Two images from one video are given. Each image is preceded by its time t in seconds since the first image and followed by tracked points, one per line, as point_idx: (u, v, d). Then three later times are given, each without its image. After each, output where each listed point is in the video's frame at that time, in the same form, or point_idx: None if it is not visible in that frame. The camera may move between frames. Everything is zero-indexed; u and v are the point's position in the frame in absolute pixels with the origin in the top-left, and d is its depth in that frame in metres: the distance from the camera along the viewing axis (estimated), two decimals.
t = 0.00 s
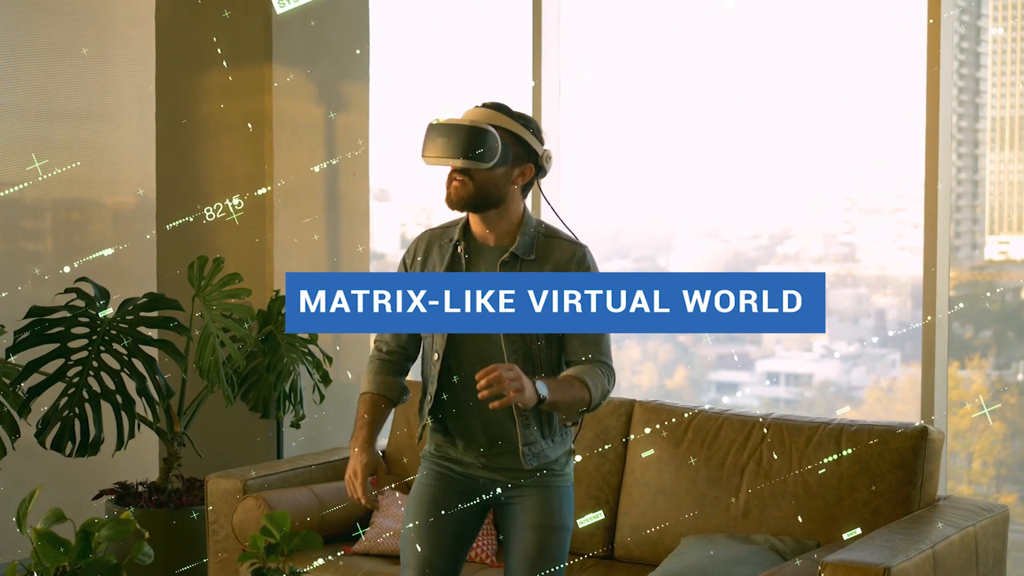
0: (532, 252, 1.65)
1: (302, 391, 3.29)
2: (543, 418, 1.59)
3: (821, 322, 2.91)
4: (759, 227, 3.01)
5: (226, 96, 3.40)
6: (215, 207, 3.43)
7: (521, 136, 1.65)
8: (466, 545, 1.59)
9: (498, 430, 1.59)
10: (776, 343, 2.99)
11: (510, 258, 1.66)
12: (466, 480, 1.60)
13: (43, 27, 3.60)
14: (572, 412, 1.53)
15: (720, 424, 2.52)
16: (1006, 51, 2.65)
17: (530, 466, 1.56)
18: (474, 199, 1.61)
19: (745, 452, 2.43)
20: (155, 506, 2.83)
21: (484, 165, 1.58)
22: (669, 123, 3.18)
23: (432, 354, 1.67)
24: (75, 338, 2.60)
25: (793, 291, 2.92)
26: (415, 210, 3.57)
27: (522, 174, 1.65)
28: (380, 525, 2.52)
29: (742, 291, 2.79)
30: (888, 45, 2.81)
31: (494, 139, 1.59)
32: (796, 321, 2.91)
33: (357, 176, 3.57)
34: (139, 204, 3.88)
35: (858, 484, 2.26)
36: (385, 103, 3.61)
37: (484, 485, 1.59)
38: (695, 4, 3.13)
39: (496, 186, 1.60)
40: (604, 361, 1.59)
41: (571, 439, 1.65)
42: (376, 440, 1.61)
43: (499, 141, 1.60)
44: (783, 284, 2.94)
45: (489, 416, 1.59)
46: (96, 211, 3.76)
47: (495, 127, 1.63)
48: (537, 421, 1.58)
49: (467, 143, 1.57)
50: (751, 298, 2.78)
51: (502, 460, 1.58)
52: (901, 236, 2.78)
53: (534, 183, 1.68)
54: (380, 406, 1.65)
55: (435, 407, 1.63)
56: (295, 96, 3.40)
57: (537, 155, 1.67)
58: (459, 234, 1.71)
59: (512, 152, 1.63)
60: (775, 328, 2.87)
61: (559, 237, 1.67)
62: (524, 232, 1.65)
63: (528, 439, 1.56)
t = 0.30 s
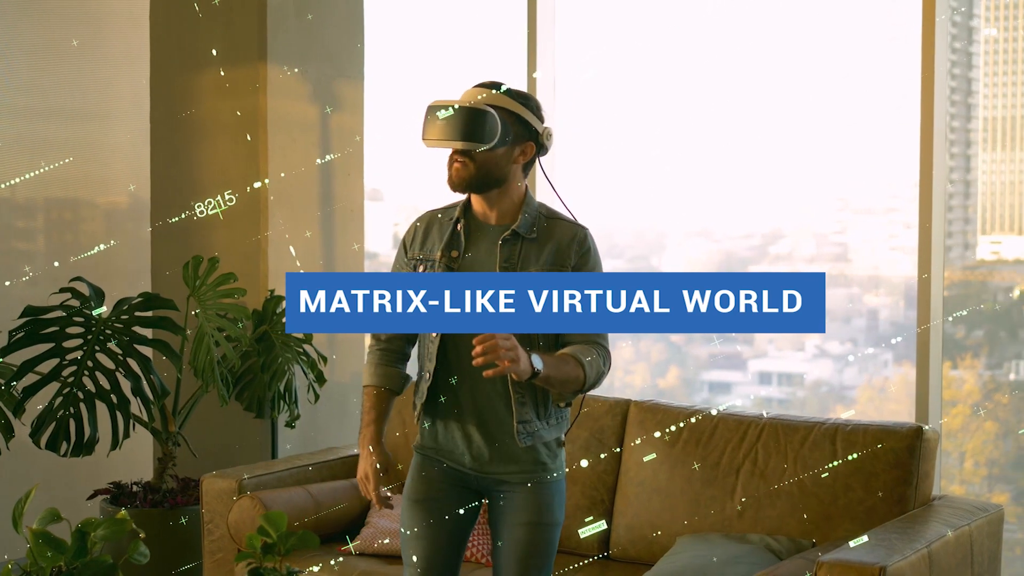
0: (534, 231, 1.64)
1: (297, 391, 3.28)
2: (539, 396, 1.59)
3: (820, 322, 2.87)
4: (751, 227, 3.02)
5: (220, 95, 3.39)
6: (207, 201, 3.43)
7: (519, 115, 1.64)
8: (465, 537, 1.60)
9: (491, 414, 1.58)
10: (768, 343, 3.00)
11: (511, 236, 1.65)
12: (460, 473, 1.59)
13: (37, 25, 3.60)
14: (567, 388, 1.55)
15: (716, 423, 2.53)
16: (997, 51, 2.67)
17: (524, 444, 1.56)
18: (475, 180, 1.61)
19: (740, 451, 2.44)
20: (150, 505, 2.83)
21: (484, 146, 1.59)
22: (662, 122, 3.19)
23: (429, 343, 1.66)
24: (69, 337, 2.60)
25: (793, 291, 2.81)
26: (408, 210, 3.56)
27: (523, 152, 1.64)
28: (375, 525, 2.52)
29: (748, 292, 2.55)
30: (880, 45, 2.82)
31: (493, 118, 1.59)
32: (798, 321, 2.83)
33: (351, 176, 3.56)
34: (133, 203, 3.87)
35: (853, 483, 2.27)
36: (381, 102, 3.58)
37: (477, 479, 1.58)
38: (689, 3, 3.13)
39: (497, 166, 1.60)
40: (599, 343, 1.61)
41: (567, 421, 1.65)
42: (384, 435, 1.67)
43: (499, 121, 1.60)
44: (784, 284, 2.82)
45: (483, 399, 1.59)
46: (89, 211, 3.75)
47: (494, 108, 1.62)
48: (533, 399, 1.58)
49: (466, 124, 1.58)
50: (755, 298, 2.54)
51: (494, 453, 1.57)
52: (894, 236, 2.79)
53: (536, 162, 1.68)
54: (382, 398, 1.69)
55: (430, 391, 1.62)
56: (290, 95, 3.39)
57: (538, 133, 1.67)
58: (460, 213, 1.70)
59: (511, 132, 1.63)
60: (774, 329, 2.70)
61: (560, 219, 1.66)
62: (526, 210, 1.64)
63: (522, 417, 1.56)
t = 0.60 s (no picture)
0: (534, 217, 1.63)
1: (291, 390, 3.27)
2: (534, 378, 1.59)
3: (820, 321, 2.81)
4: (742, 226, 3.01)
5: (215, 95, 3.39)
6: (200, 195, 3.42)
7: (517, 104, 1.62)
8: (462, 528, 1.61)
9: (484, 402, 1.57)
10: (760, 343, 3.00)
11: (511, 222, 1.63)
12: (453, 466, 1.59)
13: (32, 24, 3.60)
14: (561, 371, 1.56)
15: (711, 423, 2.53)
16: (989, 51, 2.69)
17: (517, 428, 1.55)
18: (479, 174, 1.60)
19: (736, 450, 2.45)
20: (145, 505, 2.82)
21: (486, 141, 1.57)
22: (655, 121, 3.19)
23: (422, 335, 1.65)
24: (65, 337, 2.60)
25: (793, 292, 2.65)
26: (400, 209, 3.53)
27: (524, 139, 1.63)
28: (371, 525, 2.53)
29: (748, 292, 2.51)
30: (872, 45, 2.83)
31: (493, 114, 1.58)
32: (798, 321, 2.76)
33: (346, 175, 3.55)
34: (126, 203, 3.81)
35: (848, 482, 2.28)
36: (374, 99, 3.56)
37: (470, 473, 1.58)
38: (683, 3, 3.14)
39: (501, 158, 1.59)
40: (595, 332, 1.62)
41: (559, 409, 1.65)
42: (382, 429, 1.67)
43: (498, 116, 1.58)
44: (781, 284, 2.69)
45: (476, 386, 1.58)
46: (82, 210, 3.74)
47: (491, 101, 1.61)
48: (526, 383, 1.58)
49: (468, 120, 1.57)
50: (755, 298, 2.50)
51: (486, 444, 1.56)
52: (886, 235, 2.80)
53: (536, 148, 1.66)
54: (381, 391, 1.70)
55: (423, 375, 1.62)
56: (285, 94, 3.40)
57: (537, 119, 1.65)
58: (458, 199, 1.69)
59: (511, 121, 1.60)
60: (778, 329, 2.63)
61: (561, 208, 1.66)
62: (527, 197, 1.63)
63: (515, 401, 1.56)
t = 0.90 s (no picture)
0: (536, 211, 1.64)
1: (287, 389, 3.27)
2: (534, 369, 1.60)
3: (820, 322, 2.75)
4: (736, 226, 3.02)
5: (211, 94, 3.38)
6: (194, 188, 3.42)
7: (519, 101, 1.62)
8: (465, 525, 1.61)
9: (483, 396, 1.57)
10: (754, 342, 3.00)
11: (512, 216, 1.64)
12: (453, 463, 1.59)
13: (23, 22, 3.58)
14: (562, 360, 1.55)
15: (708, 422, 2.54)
16: (982, 50, 2.68)
17: (516, 419, 1.56)
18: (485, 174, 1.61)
19: (733, 449, 2.46)
20: (141, 504, 2.82)
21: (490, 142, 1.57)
22: (650, 120, 3.19)
23: (422, 333, 1.65)
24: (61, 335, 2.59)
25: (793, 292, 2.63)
26: (393, 208, 3.56)
27: (527, 136, 1.64)
28: (368, 524, 2.53)
29: (748, 291, 2.50)
30: (866, 45, 2.84)
31: (496, 116, 1.57)
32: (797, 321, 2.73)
33: (341, 175, 3.56)
34: (118, 202, 3.85)
35: (844, 482, 2.29)
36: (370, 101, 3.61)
37: (470, 469, 1.58)
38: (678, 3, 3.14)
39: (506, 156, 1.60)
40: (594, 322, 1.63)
41: (560, 402, 1.65)
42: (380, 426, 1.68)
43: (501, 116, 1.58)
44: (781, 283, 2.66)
45: (475, 380, 1.58)
46: (75, 209, 3.73)
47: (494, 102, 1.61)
48: (526, 373, 1.59)
49: (471, 123, 1.57)
50: (755, 298, 2.49)
51: (484, 440, 1.56)
52: (879, 235, 2.81)
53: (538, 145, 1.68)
54: (381, 387, 1.70)
55: (422, 369, 1.64)
56: (281, 93, 3.39)
57: (538, 112, 1.64)
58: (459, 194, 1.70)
59: (514, 117, 1.61)
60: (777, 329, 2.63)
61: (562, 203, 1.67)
62: (528, 192, 1.64)
63: (515, 391, 1.56)
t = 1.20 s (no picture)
0: (541, 211, 1.64)
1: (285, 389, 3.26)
2: (541, 367, 1.60)
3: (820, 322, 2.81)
4: (731, 226, 3.02)
5: (207, 93, 3.38)
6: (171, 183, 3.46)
7: (523, 103, 1.62)
8: (467, 522, 1.62)
9: (491, 395, 1.57)
10: (748, 342, 3.00)
11: (517, 216, 1.64)
12: (458, 461, 1.60)
13: (17, 21, 3.57)
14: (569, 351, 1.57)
15: (706, 421, 2.54)
16: (976, 50, 2.70)
17: (524, 418, 1.55)
18: (494, 178, 1.62)
19: (730, 449, 2.46)
20: (138, 503, 2.81)
21: (500, 148, 1.59)
22: (646, 119, 3.19)
23: (429, 335, 1.65)
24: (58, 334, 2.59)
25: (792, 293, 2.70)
26: (387, 207, 3.53)
27: (534, 136, 1.64)
28: (365, 523, 2.53)
29: (748, 291, 2.51)
30: (863, 46, 2.84)
31: (506, 122, 1.59)
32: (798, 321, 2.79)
33: (338, 174, 3.54)
34: (113, 201, 3.81)
35: (843, 481, 2.29)
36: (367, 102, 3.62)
37: (476, 467, 1.59)
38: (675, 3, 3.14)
39: (515, 160, 1.61)
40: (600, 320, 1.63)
41: (569, 402, 1.65)
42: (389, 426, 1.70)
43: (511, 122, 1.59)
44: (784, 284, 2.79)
45: (483, 379, 1.57)
46: (68, 209, 3.72)
47: (499, 106, 1.61)
48: (535, 371, 1.59)
49: (476, 131, 1.58)
50: (755, 298, 2.50)
51: (491, 439, 1.57)
52: (875, 235, 2.82)
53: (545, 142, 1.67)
54: (390, 389, 1.71)
55: (432, 370, 1.62)
56: (278, 92, 3.39)
57: (543, 112, 1.65)
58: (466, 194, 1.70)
59: (519, 120, 1.61)
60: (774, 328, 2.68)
61: (568, 203, 1.66)
62: (533, 193, 1.64)
63: (523, 389, 1.56)
